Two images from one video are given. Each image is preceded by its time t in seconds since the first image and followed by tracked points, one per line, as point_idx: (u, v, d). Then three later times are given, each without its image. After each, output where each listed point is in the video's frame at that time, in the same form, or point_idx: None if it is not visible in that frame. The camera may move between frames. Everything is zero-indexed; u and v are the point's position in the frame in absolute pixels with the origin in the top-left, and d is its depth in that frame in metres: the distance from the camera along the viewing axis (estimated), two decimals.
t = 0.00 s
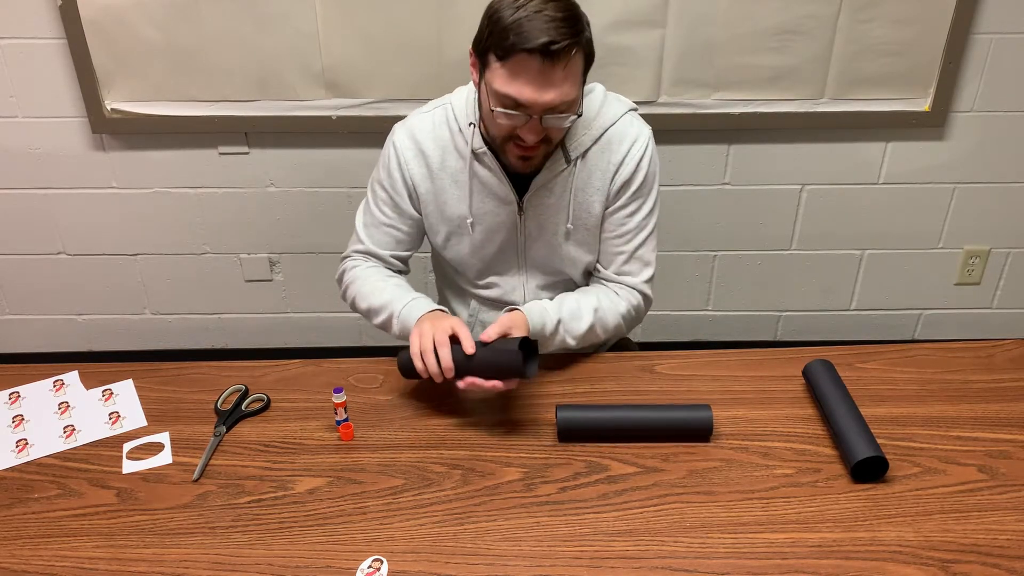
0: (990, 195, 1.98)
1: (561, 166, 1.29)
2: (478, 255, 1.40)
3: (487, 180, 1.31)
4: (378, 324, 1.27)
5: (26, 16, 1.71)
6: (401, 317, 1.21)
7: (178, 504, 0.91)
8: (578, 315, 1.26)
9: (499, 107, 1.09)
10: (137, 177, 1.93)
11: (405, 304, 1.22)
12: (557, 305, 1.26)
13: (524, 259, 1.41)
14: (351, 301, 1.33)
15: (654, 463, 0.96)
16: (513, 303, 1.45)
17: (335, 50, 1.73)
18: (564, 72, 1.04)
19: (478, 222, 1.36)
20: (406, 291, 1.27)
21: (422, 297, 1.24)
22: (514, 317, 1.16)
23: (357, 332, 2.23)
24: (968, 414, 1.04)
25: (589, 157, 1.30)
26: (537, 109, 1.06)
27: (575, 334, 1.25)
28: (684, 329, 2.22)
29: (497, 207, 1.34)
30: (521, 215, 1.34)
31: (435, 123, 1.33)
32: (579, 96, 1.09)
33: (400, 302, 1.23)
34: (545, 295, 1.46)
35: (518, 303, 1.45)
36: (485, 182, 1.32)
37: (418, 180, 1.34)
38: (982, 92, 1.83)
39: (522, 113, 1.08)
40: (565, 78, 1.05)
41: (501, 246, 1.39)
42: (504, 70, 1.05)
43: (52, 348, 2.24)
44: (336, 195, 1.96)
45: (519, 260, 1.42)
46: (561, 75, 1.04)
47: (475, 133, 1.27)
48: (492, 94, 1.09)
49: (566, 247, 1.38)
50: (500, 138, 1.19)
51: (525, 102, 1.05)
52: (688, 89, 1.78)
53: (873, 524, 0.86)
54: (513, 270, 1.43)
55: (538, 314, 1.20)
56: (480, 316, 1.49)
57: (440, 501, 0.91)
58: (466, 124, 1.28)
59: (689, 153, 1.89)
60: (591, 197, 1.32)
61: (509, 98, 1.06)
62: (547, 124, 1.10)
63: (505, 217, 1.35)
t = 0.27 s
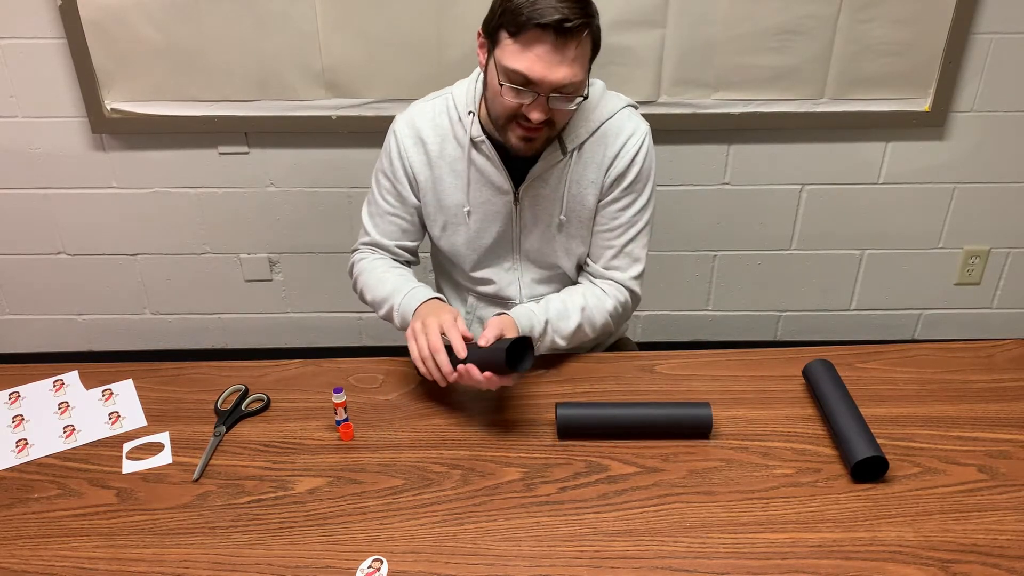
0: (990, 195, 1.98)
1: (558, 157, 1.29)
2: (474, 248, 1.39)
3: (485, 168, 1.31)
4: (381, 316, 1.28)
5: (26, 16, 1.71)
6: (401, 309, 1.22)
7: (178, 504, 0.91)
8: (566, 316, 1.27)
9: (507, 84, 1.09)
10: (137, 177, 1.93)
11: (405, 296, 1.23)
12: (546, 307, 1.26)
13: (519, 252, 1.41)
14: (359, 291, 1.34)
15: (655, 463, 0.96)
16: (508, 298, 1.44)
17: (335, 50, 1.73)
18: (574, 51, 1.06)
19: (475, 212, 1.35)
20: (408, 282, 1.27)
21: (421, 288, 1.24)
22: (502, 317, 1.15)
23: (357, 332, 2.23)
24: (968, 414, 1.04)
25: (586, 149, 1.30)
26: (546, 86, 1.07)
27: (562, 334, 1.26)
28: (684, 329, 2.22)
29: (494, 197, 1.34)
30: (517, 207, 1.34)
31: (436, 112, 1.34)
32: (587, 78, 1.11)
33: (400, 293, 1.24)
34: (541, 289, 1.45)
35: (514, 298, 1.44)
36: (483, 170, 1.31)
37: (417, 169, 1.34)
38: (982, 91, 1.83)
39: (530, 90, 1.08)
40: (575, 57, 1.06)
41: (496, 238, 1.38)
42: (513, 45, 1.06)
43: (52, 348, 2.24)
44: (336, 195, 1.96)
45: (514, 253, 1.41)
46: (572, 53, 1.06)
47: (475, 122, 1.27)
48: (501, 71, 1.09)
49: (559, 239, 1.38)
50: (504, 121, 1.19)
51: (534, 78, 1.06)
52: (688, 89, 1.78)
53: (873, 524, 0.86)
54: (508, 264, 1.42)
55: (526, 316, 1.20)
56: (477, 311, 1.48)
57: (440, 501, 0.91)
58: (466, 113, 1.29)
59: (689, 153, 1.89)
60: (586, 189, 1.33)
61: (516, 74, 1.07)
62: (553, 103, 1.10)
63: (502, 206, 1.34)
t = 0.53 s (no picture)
0: (990, 195, 1.98)
1: (556, 152, 1.29)
2: (472, 244, 1.39)
3: (484, 163, 1.31)
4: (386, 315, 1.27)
5: (26, 16, 1.71)
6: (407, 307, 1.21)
7: (178, 504, 0.91)
8: (572, 307, 1.26)
9: (508, 76, 1.09)
10: (137, 177, 1.93)
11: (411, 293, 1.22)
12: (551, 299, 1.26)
13: (517, 248, 1.41)
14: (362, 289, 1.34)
15: (655, 463, 0.96)
16: (507, 296, 1.43)
17: (335, 50, 1.73)
18: (575, 44, 1.06)
19: (473, 208, 1.35)
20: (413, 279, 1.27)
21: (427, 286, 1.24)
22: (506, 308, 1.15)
23: (357, 332, 2.23)
24: (968, 414, 1.04)
25: (584, 145, 1.31)
26: (546, 79, 1.07)
27: (568, 327, 1.25)
28: (684, 329, 2.22)
29: (492, 192, 1.34)
30: (515, 202, 1.34)
31: (434, 107, 1.34)
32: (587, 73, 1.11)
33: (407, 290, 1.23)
34: (540, 286, 1.44)
35: (512, 295, 1.43)
36: (482, 165, 1.32)
37: (417, 164, 1.33)
38: (982, 91, 1.83)
39: (531, 83, 1.08)
40: (576, 51, 1.07)
41: (494, 234, 1.38)
42: (513, 39, 1.07)
43: (51, 348, 2.24)
44: (336, 195, 1.96)
45: (512, 249, 1.41)
46: (573, 47, 1.06)
47: (474, 117, 1.28)
48: (502, 63, 1.10)
49: (557, 235, 1.39)
50: (504, 115, 1.19)
51: (535, 71, 1.06)
52: (688, 89, 1.78)
53: (873, 523, 0.86)
54: (506, 260, 1.42)
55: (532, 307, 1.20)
56: (475, 309, 1.47)
57: (440, 501, 0.91)
58: (465, 108, 1.29)
59: (689, 152, 1.89)
60: (584, 184, 1.33)
61: (516, 67, 1.07)
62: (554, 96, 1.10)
63: (500, 201, 1.34)
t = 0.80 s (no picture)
0: (990, 195, 1.98)
1: (555, 151, 1.29)
2: (472, 244, 1.39)
3: (483, 162, 1.31)
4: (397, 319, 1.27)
5: (26, 15, 1.71)
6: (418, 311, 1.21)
7: (178, 504, 0.91)
8: (569, 303, 1.27)
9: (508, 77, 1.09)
10: (137, 177, 1.93)
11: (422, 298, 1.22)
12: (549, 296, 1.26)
13: (516, 247, 1.40)
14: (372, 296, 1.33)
15: (655, 463, 0.96)
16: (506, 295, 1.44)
17: (335, 50, 1.73)
18: (574, 45, 1.06)
19: (473, 207, 1.35)
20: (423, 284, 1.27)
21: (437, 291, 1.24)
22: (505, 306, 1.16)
23: (356, 332, 2.23)
24: (968, 414, 1.04)
25: (583, 144, 1.31)
26: (546, 80, 1.07)
27: (565, 323, 1.26)
28: (684, 329, 2.22)
29: (492, 192, 1.34)
30: (514, 201, 1.34)
31: (434, 107, 1.34)
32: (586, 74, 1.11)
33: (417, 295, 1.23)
34: (539, 285, 1.44)
35: (512, 295, 1.43)
36: (481, 165, 1.31)
37: (418, 164, 1.33)
38: (982, 91, 1.83)
39: (531, 84, 1.08)
40: (575, 52, 1.07)
41: (494, 233, 1.38)
42: (513, 39, 1.07)
43: (51, 348, 2.24)
44: (336, 195, 1.96)
45: (510, 248, 1.41)
46: (572, 47, 1.06)
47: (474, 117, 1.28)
48: (501, 64, 1.09)
49: (557, 234, 1.39)
50: (503, 115, 1.19)
51: (534, 72, 1.06)
52: (688, 89, 1.78)
53: (873, 524, 0.86)
54: (505, 259, 1.42)
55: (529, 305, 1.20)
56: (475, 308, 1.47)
57: (440, 501, 0.91)
58: (465, 108, 1.29)
59: (689, 152, 1.89)
60: (582, 183, 1.33)
61: (516, 67, 1.07)
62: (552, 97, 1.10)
63: (499, 201, 1.34)
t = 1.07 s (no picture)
0: (990, 195, 1.98)
1: (553, 154, 1.29)
2: (471, 246, 1.39)
3: (482, 164, 1.31)
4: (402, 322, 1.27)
5: (26, 15, 1.71)
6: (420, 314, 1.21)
7: (178, 504, 0.91)
8: (567, 307, 1.27)
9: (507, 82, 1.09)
10: (137, 177, 1.93)
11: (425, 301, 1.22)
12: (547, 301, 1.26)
13: (516, 249, 1.40)
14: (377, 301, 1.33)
15: (655, 463, 0.96)
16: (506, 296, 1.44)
17: (335, 50, 1.73)
18: (573, 51, 1.06)
19: (473, 209, 1.35)
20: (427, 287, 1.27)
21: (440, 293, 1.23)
22: (502, 311, 1.16)
23: (356, 332, 2.22)
24: (968, 414, 1.04)
25: (582, 146, 1.31)
26: (545, 86, 1.07)
27: (564, 326, 1.26)
28: (684, 329, 2.22)
29: (492, 193, 1.34)
30: (513, 203, 1.34)
31: (434, 108, 1.34)
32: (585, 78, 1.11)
33: (421, 298, 1.23)
34: (538, 286, 1.45)
35: (511, 296, 1.44)
36: (481, 167, 1.31)
37: (418, 166, 1.33)
38: (982, 91, 1.83)
39: (529, 89, 1.08)
40: (573, 58, 1.07)
41: (493, 235, 1.38)
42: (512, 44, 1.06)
43: (51, 348, 2.24)
44: (336, 195, 1.96)
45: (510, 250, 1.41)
46: (570, 53, 1.06)
47: (474, 118, 1.28)
48: (501, 69, 1.09)
49: (557, 236, 1.39)
50: (502, 119, 1.19)
51: (533, 78, 1.06)
52: (688, 89, 1.78)
53: (873, 523, 0.86)
54: (504, 261, 1.42)
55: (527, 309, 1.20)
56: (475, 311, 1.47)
57: (440, 501, 0.91)
58: (464, 109, 1.29)
59: (689, 153, 1.89)
60: (581, 185, 1.34)
61: (514, 73, 1.07)
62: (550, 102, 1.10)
63: (499, 203, 1.34)
